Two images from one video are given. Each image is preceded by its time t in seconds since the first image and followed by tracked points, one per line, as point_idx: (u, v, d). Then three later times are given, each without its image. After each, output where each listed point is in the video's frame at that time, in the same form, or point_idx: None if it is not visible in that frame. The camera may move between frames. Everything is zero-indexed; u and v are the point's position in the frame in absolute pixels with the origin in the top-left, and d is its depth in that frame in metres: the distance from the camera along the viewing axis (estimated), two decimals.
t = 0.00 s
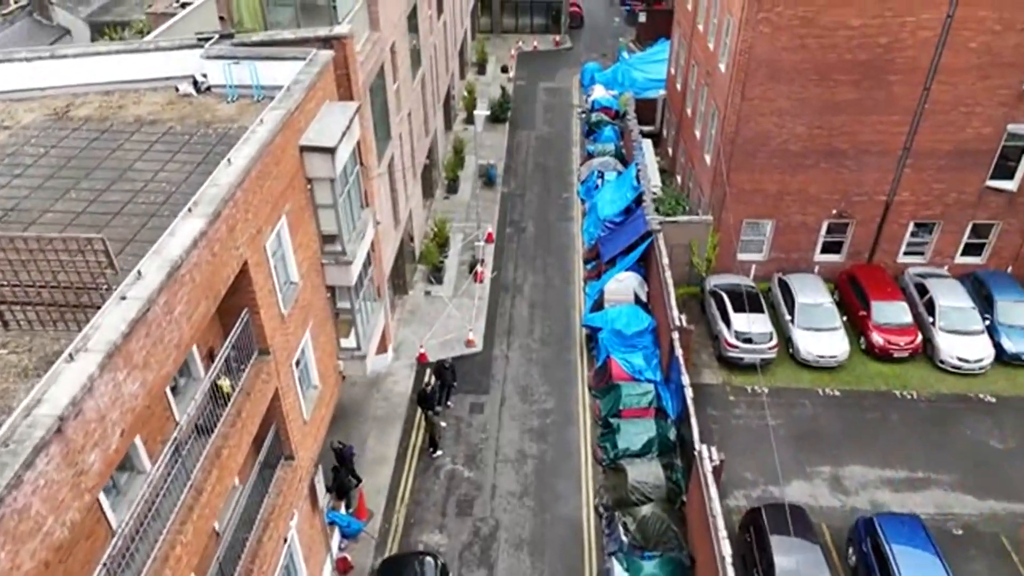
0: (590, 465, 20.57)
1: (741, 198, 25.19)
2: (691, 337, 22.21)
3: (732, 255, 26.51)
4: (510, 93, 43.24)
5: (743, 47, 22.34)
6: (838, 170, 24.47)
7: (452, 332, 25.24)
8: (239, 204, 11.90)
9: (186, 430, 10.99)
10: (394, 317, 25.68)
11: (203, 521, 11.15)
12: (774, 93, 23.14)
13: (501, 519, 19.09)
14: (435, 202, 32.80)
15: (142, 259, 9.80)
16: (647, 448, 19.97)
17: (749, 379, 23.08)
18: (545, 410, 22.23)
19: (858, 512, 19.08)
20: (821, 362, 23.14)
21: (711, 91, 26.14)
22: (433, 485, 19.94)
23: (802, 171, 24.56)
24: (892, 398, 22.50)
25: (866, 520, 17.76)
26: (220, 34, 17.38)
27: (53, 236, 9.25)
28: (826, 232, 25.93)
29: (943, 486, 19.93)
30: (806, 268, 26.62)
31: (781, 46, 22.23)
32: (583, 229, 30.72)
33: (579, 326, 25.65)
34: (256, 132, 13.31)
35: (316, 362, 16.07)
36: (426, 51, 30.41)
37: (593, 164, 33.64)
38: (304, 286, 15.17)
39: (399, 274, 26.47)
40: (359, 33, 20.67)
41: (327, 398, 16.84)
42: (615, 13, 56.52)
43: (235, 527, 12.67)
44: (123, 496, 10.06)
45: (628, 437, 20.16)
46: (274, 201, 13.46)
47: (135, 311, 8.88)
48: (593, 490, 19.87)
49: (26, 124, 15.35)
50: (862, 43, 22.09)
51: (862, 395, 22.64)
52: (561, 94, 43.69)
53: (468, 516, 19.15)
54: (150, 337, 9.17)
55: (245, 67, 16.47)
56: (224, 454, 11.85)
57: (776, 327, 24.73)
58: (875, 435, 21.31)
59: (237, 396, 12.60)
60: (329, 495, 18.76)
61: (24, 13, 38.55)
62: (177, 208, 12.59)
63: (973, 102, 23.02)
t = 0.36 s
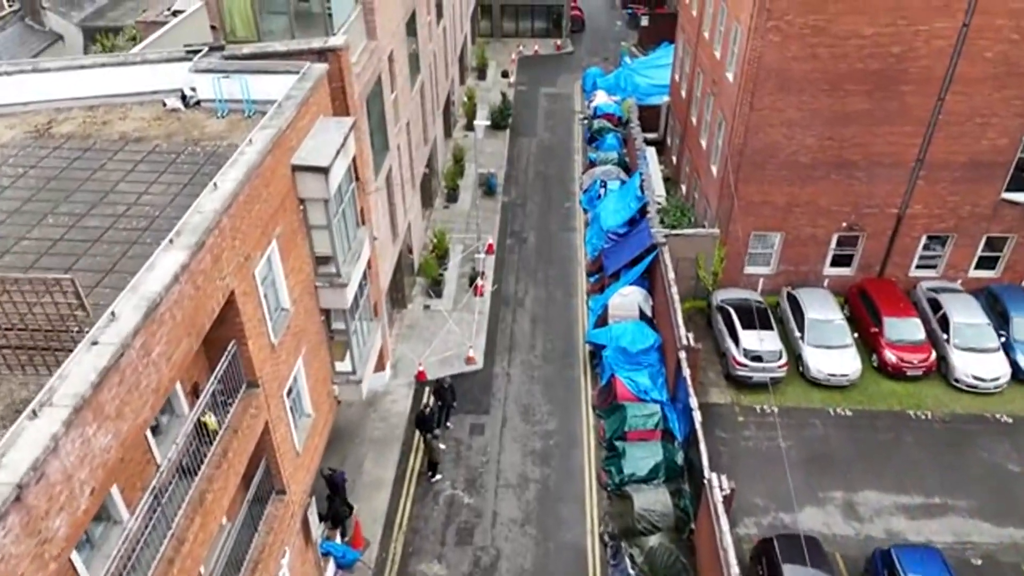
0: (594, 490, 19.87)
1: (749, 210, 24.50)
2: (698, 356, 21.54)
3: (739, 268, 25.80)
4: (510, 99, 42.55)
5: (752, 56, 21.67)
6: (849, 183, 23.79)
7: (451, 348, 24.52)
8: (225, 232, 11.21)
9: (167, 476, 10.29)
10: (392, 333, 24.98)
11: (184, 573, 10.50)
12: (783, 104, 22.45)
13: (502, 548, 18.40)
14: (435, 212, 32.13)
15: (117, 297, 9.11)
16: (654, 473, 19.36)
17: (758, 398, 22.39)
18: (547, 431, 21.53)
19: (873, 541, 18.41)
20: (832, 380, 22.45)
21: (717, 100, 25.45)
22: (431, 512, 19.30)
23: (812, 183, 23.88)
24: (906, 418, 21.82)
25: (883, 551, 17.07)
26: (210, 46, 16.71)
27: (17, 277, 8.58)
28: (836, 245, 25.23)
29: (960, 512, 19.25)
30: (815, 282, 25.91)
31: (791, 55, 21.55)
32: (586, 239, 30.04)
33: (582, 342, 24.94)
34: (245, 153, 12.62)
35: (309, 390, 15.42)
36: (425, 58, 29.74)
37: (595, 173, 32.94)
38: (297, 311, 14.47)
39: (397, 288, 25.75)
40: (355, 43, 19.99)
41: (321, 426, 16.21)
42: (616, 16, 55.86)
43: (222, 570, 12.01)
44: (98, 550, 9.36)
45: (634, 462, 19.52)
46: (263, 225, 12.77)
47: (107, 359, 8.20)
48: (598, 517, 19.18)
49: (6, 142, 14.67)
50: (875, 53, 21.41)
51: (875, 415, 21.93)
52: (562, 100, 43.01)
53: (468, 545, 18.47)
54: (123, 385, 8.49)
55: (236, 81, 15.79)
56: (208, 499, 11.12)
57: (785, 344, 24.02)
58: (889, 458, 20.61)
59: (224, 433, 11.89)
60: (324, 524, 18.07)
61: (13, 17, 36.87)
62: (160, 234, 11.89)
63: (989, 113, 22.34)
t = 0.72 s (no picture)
0: (599, 517, 19.20)
1: (757, 223, 23.82)
2: (706, 375, 20.84)
3: (747, 282, 25.11)
4: (511, 105, 41.88)
5: (761, 66, 21.00)
6: (861, 196, 23.12)
7: (451, 365, 23.82)
8: (210, 263, 10.53)
9: (146, 526, 9.62)
10: (390, 350, 24.29)
11: None
12: (794, 114, 21.78)
13: None
14: (434, 222, 31.46)
15: (90, 342, 8.45)
16: (661, 499, 18.65)
17: (767, 418, 21.72)
18: (550, 453, 20.85)
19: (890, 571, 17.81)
20: (844, 400, 21.77)
21: (725, 110, 24.78)
22: (431, 540, 18.63)
23: (822, 196, 23.20)
24: (920, 440, 21.20)
25: None
26: (199, 58, 16.04)
27: None
28: (847, 259, 24.56)
29: (979, 540, 18.67)
30: (825, 296, 25.22)
31: (802, 65, 20.89)
32: (589, 251, 29.38)
33: (586, 358, 24.26)
34: (232, 177, 11.93)
35: (302, 420, 14.76)
36: (424, 65, 29.07)
37: (598, 181, 32.24)
38: (288, 339, 13.78)
39: (395, 302, 25.03)
40: (351, 54, 19.33)
41: (314, 457, 15.59)
42: (618, 19, 55.23)
43: None
44: None
45: (641, 488, 18.78)
46: (252, 252, 12.08)
47: (75, 414, 7.55)
48: (603, 545, 18.53)
49: None
50: (888, 63, 20.74)
51: (888, 436, 21.28)
52: (564, 106, 42.34)
53: None
54: (94, 441, 7.84)
55: (225, 96, 15.11)
56: (191, 549, 10.44)
57: (795, 361, 23.33)
58: (904, 483, 20.02)
59: (209, 474, 11.21)
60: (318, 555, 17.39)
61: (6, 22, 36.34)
62: (142, 264, 11.23)
63: (1006, 124, 21.67)
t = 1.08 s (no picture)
0: (604, 542, 18.61)
1: (765, 236, 23.22)
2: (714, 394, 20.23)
3: (754, 295, 24.51)
4: (512, 111, 41.29)
5: (770, 75, 20.40)
6: (871, 207, 22.52)
7: (451, 381, 23.19)
8: (195, 295, 9.91)
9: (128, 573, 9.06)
10: (388, 365, 23.69)
11: None
12: (803, 124, 21.17)
13: None
14: (433, 231, 30.87)
15: (61, 387, 7.88)
16: (668, 524, 18.02)
17: (776, 437, 21.12)
18: (553, 474, 20.26)
19: None
20: (855, 419, 21.16)
21: (731, 119, 24.18)
22: (430, 567, 18.05)
23: (832, 208, 22.59)
24: (934, 461, 20.61)
25: None
26: (188, 70, 15.45)
27: None
28: (857, 271, 23.94)
29: (996, 566, 18.08)
30: (834, 310, 24.62)
31: (812, 74, 20.29)
32: (592, 261, 28.79)
33: (589, 373, 23.65)
34: (220, 199, 11.31)
35: (295, 449, 14.17)
36: (423, 72, 28.47)
37: (601, 189, 31.62)
38: (280, 366, 13.17)
39: (393, 315, 24.43)
40: (347, 63, 18.74)
41: (308, 485, 15.02)
42: (620, 22, 54.69)
43: None
44: None
45: (647, 512, 18.16)
46: (241, 278, 11.47)
47: (41, 471, 6.98)
48: (608, 571, 17.94)
49: None
50: (901, 72, 20.14)
51: (901, 457, 20.68)
52: (565, 111, 41.75)
53: None
54: (63, 497, 7.28)
55: (215, 110, 14.52)
56: None
57: (804, 377, 22.71)
58: (918, 505, 19.44)
59: (195, 515, 10.62)
60: None
61: None
62: (123, 292, 10.64)
63: (1021, 134, 21.07)
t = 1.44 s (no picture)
0: (611, 569, 17.97)
1: (775, 248, 22.60)
2: (724, 415, 19.59)
3: (764, 309, 23.89)
4: (513, 116, 40.67)
5: (781, 85, 19.80)
6: (884, 220, 21.90)
7: (452, 398, 22.54)
8: (180, 331, 9.27)
9: None
10: (388, 381, 23.06)
11: None
12: (815, 135, 20.55)
13: None
14: (434, 241, 30.25)
15: (30, 442, 7.25)
16: (678, 551, 17.40)
17: (788, 458, 20.48)
18: (557, 497, 19.64)
19: None
20: (869, 438, 20.54)
21: (739, 128, 23.57)
22: None
23: (844, 220, 21.97)
24: (950, 482, 19.98)
25: None
26: (179, 83, 14.87)
27: None
28: (869, 285, 23.31)
29: None
30: (845, 324, 23.99)
31: (825, 84, 19.68)
32: (596, 272, 28.16)
33: (594, 390, 23.01)
34: (208, 225, 10.66)
35: (290, 481, 13.54)
36: (424, 79, 27.89)
37: (605, 198, 30.99)
38: (274, 396, 12.53)
39: (393, 330, 23.80)
40: (345, 74, 18.12)
41: (303, 517, 14.41)
42: (623, 25, 54.08)
43: None
44: None
45: (656, 539, 17.50)
46: (231, 308, 10.83)
47: (5, 541, 6.35)
48: None
49: None
50: (916, 82, 19.54)
51: (917, 478, 20.06)
52: (568, 117, 41.13)
53: None
54: (30, 566, 6.67)
55: (206, 125, 13.90)
56: None
57: (815, 394, 22.08)
58: (936, 530, 18.80)
59: (180, 562, 10.00)
60: None
61: None
62: (105, 325, 10.02)
63: None
